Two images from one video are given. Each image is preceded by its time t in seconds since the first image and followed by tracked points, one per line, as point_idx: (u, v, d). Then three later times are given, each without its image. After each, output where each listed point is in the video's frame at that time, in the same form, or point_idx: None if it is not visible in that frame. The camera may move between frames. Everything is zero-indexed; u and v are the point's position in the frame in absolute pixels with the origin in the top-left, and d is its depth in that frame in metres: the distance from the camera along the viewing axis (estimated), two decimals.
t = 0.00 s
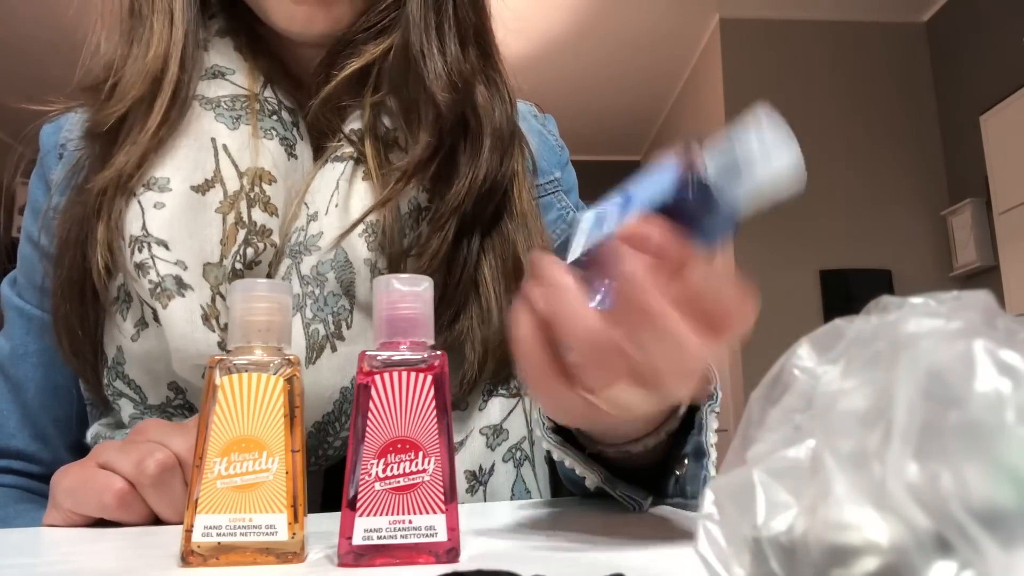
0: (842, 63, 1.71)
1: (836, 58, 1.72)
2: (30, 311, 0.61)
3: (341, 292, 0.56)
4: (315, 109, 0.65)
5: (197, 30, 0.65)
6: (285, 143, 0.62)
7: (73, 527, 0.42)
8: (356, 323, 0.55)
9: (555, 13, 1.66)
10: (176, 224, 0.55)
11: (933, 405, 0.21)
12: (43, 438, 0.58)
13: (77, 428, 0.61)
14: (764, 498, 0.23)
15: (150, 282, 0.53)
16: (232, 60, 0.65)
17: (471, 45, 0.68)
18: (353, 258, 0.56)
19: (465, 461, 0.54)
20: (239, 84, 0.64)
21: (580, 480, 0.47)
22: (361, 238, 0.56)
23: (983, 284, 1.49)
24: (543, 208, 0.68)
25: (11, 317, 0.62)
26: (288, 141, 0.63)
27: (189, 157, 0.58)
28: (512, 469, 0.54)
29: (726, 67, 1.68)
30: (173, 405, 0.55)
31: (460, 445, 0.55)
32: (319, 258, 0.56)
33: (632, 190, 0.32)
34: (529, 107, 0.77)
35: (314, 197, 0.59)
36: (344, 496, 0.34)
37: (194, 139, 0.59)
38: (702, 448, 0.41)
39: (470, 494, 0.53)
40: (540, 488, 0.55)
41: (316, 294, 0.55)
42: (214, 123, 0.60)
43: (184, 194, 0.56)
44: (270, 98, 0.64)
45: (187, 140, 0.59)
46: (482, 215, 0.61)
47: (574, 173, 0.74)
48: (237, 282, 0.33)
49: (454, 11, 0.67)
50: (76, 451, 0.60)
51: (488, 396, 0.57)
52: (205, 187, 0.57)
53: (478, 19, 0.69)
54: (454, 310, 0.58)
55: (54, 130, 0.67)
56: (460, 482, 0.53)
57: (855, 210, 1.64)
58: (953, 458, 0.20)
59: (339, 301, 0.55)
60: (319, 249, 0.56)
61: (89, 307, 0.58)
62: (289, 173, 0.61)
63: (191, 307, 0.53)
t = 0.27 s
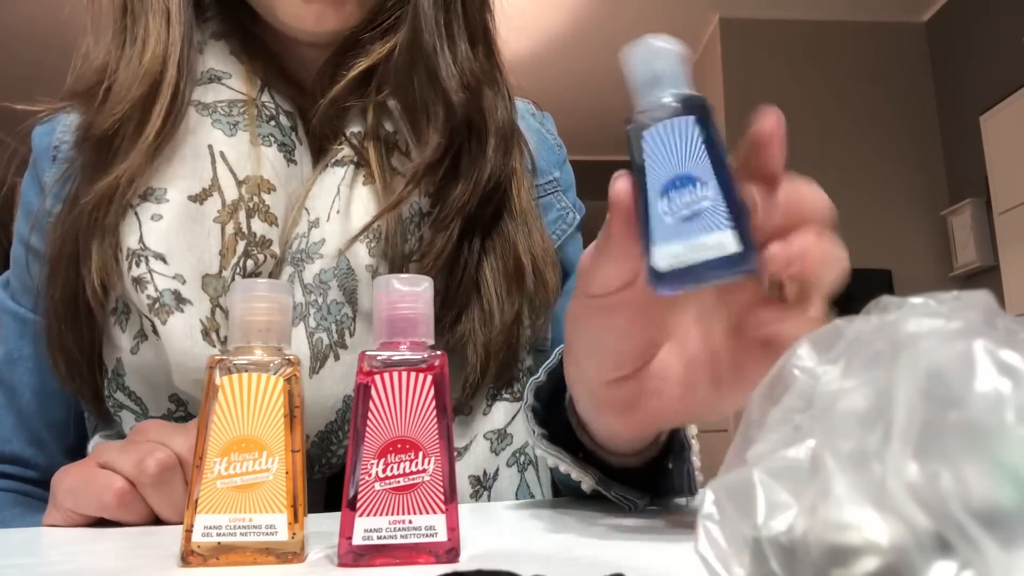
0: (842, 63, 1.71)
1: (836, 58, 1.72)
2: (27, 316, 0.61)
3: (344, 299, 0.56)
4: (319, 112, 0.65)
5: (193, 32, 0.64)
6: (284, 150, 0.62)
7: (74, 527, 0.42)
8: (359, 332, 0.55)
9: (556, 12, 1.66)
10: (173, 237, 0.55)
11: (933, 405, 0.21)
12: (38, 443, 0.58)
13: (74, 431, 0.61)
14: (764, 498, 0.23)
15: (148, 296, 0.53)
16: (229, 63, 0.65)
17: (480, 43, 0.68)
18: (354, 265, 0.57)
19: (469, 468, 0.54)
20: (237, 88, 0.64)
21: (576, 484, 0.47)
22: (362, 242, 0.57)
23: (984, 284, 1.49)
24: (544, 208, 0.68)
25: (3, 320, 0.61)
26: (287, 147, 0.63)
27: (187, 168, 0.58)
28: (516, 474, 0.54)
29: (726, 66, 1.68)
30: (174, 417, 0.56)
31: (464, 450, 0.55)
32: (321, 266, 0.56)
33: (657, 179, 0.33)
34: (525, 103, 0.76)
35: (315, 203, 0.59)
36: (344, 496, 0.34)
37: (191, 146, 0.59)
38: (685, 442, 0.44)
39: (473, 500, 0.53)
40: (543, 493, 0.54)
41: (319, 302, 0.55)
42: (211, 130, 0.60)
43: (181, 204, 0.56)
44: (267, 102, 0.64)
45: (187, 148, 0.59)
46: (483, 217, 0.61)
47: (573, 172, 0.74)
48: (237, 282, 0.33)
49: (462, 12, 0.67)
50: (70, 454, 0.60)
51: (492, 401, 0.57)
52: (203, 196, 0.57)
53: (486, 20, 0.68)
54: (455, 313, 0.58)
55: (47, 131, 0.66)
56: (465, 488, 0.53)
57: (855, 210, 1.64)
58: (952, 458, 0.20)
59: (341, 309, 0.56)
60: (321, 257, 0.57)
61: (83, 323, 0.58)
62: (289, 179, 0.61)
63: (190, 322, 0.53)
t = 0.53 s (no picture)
0: (842, 63, 1.71)
1: (836, 58, 1.72)
2: (23, 318, 0.61)
3: (341, 302, 0.56)
4: (312, 116, 0.65)
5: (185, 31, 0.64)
6: (280, 151, 0.62)
7: (73, 527, 0.42)
8: (357, 335, 0.56)
9: (555, 12, 1.66)
10: (171, 241, 0.55)
11: (933, 405, 0.21)
12: (35, 446, 0.58)
13: (71, 433, 0.61)
14: (764, 498, 0.23)
15: (147, 300, 0.53)
16: (224, 63, 0.65)
17: (471, 48, 0.67)
18: (352, 267, 0.57)
19: (468, 471, 0.54)
20: (233, 89, 0.64)
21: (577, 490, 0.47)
22: (359, 246, 0.57)
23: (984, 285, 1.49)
24: (542, 208, 0.68)
25: None
26: (283, 148, 0.63)
27: (183, 167, 0.58)
28: (514, 477, 0.54)
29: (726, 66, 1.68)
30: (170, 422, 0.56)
31: (462, 453, 0.55)
32: (319, 270, 0.57)
33: (662, 188, 0.31)
34: (524, 103, 0.76)
35: (312, 206, 0.60)
36: (344, 495, 0.34)
37: (187, 148, 0.59)
38: (695, 447, 0.45)
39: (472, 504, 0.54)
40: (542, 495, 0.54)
41: (316, 307, 0.56)
42: (208, 132, 0.60)
43: (178, 207, 0.56)
44: (264, 103, 0.64)
45: (182, 149, 0.59)
46: (477, 221, 0.61)
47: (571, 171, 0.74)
48: (236, 282, 0.33)
49: (453, 18, 0.66)
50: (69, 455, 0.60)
51: (490, 403, 0.57)
52: (200, 199, 0.57)
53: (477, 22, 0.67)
54: (451, 317, 0.58)
55: (43, 132, 0.66)
56: (464, 491, 0.53)
57: (855, 210, 1.64)
58: (952, 458, 0.20)
59: (339, 313, 0.56)
60: (319, 261, 0.57)
61: (81, 328, 0.58)
62: (285, 180, 0.62)
63: (187, 326, 0.53)
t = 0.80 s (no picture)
0: (842, 63, 1.71)
1: (836, 58, 1.72)
2: (23, 320, 0.61)
3: (342, 302, 0.56)
4: (314, 115, 0.66)
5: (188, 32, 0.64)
6: (280, 152, 0.62)
7: (73, 527, 0.42)
8: (357, 335, 0.55)
9: (555, 12, 1.66)
10: (172, 241, 0.55)
11: (933, 405, 0.21)
12: (34, 447, 0.58)
13: (72, 434, 0.61)
14: (764, 498, 0.23)
15: (148, 302, 0.53)
16: (224, 62, 0.65)
17: (478, 56, 0.67)
18: (352, 267, 0.57)
19: (468, 469, 0.54)
20: (232, 89, 0.64)
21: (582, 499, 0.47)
22: (360, 245, 0.57)
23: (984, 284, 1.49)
24: (541, 206, 0.68)
25: None
26: (283, 149, 0.63)
27: (184, 168, 0.58)
28: (515, 475, 0.55)
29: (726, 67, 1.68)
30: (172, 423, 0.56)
31: (463, 452, 0.55)
32: (318, 270, 0.57)
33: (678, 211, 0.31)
34: (521, 101, 0.76)
35: (312, 206, 0.60)
36: (344, 495, 0.34)
37: (188, 149, 0.59)
38: (702, 450, 0.44)
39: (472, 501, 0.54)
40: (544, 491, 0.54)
41: (317, 307, 0.56)
42: (208, 132, 0.60)
43: (179, 208, 0.56)
44: (264, 103, 0.64)
45: (183, 150, 0.59)
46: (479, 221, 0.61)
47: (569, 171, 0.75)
48: (236, 282, 0.33)
49: (462, 24, 0.66)
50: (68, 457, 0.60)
51: (490, 400, 0.57)
52: (201, 199, 0.57)
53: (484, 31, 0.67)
54: (451, 311, 0.58)
55: (42, 133, 0.66)
56: (465, 489, 0.54)
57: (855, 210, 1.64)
58: (953, 458, 0.20)
59: (339, 312, 0.56)
60: (318, 261, 0.57)
61: (84, 329, 0.58)
62: (285, 181, 0.62)
63: (189, 327, 0.53)
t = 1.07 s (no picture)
0: (842, 63, 1.72)
1: (836, 58, 1.72)
2: (23, 321, 0.61)
3: (342, 305, 0.56)
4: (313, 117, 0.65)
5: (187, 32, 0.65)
6: (280, 154, 0.62)
7: (73, 527, 0.42)
8: (357, 338, 0.55)
9: (555, 13, 1.66)
10: (171, 244, 0.55)
11: (933, 405, 0.21)
12: (36, 449, 0.58)
13: (73, 435, 0.61)
14: (764, 498, 0.23)
15: (147, 305, 0.53)
16: (223, 64, 0.65)
17: (473, 54, 0.66)
18: (352, 271, 0.57)
19: (468, 472, 0.54)
20: (232, 91, 0.64)
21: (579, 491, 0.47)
22: (359, 248, 0.57)
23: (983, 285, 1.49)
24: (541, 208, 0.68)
25: None
26: (283, 150, 0.63)
27: (182, 170, 0.58)
28: (515, 478, 0.54)
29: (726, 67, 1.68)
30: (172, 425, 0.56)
31: (462, 454, 0.55)
32: (319, 273, 0.57)
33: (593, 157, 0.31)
34: (523, 102, 0.76)
35: (311, 209, 0.60)
36: (344, 496, 0.34)
37: (187, 151, 0.59)
38: (697, 447, 0.45)
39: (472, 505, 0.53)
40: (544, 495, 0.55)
41: (317, 310, 0.55)
42: (207, 134, 0.60)
43: (179, 210, 0.56)
44: (263, 104, 0.64)
45: (181, 151, 0.59)
46: (479, 224, 0.61)
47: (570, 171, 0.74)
48: (236, 282, 0.33)
49: (456, 24, 0.66)
50: (67, 458, 0.60)
51: (490, 404, 0.57)
52: (200, 202, 0.57)
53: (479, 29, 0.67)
54: (450, 318, 0.58)
55: (42, 134, 0.66)
56: (464, 492, 0.53)
57: (855, 210, 1.64)
58: (953, 458, 0.20)
59: (339, 315, 0.56)
60: (319, 264, 0.57)
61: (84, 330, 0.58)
62: (285, 183, 0.62)
63: (188, 330, 0.53)
